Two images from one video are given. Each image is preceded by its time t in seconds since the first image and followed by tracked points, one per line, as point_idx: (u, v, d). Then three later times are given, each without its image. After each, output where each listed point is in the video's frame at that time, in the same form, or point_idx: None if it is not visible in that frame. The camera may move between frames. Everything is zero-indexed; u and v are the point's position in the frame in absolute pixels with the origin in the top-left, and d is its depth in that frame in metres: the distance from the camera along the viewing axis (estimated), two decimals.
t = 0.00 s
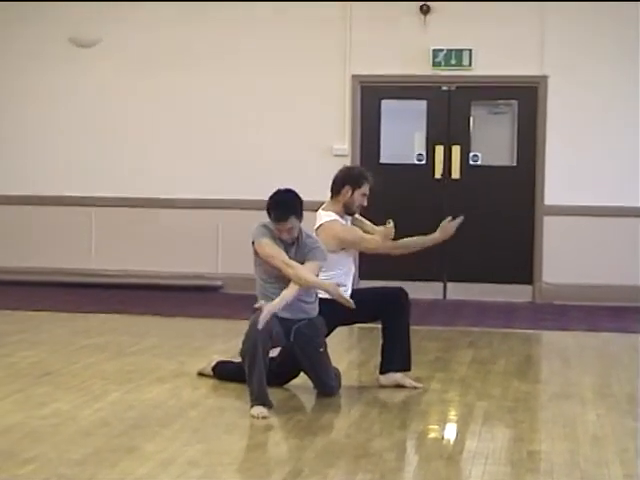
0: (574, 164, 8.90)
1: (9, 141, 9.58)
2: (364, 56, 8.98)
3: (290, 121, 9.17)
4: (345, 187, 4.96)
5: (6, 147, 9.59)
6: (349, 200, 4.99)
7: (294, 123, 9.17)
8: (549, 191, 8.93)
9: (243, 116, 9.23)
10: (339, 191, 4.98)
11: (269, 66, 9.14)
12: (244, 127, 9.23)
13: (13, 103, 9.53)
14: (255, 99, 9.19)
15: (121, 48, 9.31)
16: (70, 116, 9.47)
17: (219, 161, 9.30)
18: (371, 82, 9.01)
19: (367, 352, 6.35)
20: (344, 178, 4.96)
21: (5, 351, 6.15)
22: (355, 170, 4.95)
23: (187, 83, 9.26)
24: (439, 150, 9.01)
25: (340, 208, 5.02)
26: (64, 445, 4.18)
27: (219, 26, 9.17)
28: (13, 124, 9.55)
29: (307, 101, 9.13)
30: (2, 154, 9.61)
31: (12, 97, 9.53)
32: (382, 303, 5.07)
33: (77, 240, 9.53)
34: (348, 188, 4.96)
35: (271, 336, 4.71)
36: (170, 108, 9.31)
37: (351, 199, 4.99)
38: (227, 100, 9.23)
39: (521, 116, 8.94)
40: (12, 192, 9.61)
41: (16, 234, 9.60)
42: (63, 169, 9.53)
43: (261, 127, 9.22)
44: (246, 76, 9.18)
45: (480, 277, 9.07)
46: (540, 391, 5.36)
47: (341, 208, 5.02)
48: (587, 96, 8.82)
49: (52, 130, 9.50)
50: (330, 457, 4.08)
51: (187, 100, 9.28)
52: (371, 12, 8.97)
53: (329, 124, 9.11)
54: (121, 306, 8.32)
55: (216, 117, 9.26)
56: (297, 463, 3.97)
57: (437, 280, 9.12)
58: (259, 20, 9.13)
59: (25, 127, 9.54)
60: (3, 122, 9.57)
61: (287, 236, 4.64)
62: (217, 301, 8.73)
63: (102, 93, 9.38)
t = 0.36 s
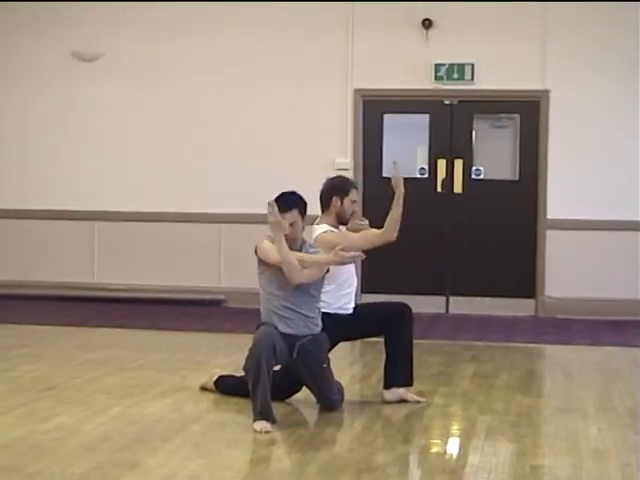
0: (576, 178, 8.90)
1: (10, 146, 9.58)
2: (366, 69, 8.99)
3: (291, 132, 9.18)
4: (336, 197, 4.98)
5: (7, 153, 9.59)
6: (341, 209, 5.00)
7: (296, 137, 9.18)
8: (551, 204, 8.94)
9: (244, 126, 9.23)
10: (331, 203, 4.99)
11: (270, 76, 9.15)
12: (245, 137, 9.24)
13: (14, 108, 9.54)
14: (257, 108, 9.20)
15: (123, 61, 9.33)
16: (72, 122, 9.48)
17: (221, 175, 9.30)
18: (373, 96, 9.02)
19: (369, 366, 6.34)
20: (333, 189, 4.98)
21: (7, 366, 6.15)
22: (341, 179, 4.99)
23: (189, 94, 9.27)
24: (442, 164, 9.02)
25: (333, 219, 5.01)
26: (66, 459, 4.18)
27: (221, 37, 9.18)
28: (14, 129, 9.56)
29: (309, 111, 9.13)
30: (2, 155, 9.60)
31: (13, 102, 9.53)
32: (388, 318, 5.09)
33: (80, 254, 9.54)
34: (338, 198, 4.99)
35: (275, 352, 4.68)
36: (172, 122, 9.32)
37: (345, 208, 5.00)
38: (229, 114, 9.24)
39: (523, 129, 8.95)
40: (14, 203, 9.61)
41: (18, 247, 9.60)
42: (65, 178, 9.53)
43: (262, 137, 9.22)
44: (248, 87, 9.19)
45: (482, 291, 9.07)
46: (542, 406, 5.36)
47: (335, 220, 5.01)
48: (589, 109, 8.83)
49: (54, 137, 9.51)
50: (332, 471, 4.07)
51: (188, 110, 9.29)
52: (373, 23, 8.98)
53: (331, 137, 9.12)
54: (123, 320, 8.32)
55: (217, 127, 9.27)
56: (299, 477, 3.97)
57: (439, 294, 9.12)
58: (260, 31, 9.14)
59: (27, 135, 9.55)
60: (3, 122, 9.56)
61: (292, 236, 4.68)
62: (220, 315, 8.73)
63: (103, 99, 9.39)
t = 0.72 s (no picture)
0: (580, 195, 8.91)
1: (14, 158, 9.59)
2: (369, 86, 9.02)
3: (295, 147, 9.19)
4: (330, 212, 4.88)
5: (11, 166, 9.60)
6: (337, 224, 4.89)
7: (299, 152, 9.19)
8: (554, 221, 8.95)
9: (248, 141, 9.24)
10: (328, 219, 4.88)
11: (274, 90, 9.17)
12: (249, 152, 9.25)
13: (18, 119, 9.56)
14: (261, 122, 9.22)
15: (128, 75, 9.35)
16: (76, 134, 9.49)
17: (225, 190, 9.32)
18: (377, 112, 9.04)
19: (372, 382, 6.34)
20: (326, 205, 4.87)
21: (10, 380, 6.15)
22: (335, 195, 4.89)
23: (193, 108, 9.29)
24: (445, 181, 9.03)
25: (329, 234, 4.89)
26: (69, 474, 4.18)
27: (225, 52, 9.21)
28: (17, 141, 9.57)
29: (313, 126, 9.15)
30: (5, 167, 9.61)
31: (18, 113, 9.55)
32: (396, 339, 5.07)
33: (83, 268, 9.54)
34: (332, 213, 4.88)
35: (277, 369, 4.69)
36: (176, 137, 9.33)
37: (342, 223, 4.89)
38: (233, 130, 9.26)
39: (526, 146, 8.95)
40: (17, 216, 9.62)
41: (21, 262, 9.61)
42: (68, 191, 9.54)
43: (266, 153, 9.23)
44: (252, 101, 9.21)
45: (485, 307, 9.07)
46: (545, 423, 5.36)
47: (332, 235, 4.88)
48: (593, 127, 8.84)
49: (58, 149, 9.53)
50: None
51: (192, 125, 9.30)
52: (377, 39, 9.00)
53: (335, 154, 9.13)
54: (126, 334, 8.33)
55: (221, 141, 9.28)
56: None
57: (442, 310, 9.12)
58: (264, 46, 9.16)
59: (32, 148, 9.56)
60: (7, 139, 9.59)
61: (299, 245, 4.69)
62: (223, 330, 8.73)
63: (108, 112, 9.41)
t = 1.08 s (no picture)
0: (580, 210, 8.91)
1: (14, 171, 9.59)
2: (369, 100, 9.02)
3: (295, 161, 9.19)
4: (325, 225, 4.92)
5: (11, 179, 9.60)
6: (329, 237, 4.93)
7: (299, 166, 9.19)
8: (554, 236, 8.94)
9: (249, 156, 9.24)
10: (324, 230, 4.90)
11: (274, 105, 9.18)
12: (249, 166, 9.25)
13: (19, 133, 9.56)
14: (261, 137, 9.22)
15: (128, 90, 9.36)
16: (77, 147, 9.50)
17: (226, 205, 9.31)
18: (377, 127, 9.04)
19: (372, 397, 6.33)
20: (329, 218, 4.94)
21: (9, 394, 6.14)
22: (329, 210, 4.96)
23: (193, 122, 9.29)
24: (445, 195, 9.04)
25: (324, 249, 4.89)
26: None
27: (226, 66, 9.21)
28: (18, 155, 9.57)
29: (313, 140, 9.15)
30: (5, 181, 9.61)
31: (18, 126, 9.55)
32: (398, 353, 5.06)
33: (83, 282, 9.54)
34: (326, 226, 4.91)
35: (276, 384, 4.67)
36: (176, 151, 9.34)
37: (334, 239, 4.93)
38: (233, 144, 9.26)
39: (527, 160, 8.96)
40: (17, 230, 9.62)
41: (21, 275, 9.60)
42: (68, 205, 9.54)
43: (266, 167, 9.24)
44: (252, 116, 9.22)
45: (485, 322, 9.06)
46: (546, 438, 5.35)
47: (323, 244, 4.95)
48: (593, 143, 8.84)
49: (59, 163, 9.53)
50: None
51: (192, 140, 9.31)
52: (377, 53, 9.00)
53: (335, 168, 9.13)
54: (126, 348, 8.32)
55: (221, 155, 9.28)
56: None
57: (442, 325, 9.11)
58: (264, 60, 9.17)
59: (32, 162, 9.56)
60: (7, 152, 9.59)
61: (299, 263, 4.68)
62: (223, 345, 8.72)
63: (108, 126, 9.42)
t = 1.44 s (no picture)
0: (580, 213, 8.92)
1: (15, 175, 9.60)
2: (369, 103, 9.03)
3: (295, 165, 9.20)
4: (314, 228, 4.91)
5: (12, 182, 9.60)
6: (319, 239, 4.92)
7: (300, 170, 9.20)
8: (555, 238, 8.94)
9: (249, 160, 9.25)
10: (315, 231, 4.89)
11: (275, 109, 9.19)
12: (249, 170, 9.26)
13: (19, 137, 9.56)
14: (261, 141, 9.23)
15: (129, 94, 9.37)
16: (77, 152, 9.50)
17: (226, 208, 9.32)
18: (378, 130, 9.05)
19: (373, 400, 6.34)
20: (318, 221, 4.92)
21: (10, 399, 6.15)
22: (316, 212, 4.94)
23: (193, 126, 9.30)
24: (445, 198, 9.04)
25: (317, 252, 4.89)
26: None
27: (226, 70, 9.22)
28: (18, 160, 9.58)
29: (312, 144, 9.16)
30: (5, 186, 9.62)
31: (18, 132, 9.56)
32: (400, 357, 5.07)
33: (83, 287, 9.54)
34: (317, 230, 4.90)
35: (275, 387, 4.68)
36: (177, 155, 9.35)
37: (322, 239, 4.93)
38: (233, 148, 9.27)
39: (526, 163, 8.96)
40: (17, 235, 9.63)
41: (21, 280, 9.60)
42: (68, 209, 9.55)
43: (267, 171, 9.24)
44: (251, 121, 9.23)
45: (485, 325, 9.07)
46: (546, 440, 5.36)
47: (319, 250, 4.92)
48: (593, 146, 8.85)
49: (59, 168, 9.53)
50: None
51: (192, 144, 9.32)
52: (377, 57, 9.01)
53: (335, 171, 9.14)
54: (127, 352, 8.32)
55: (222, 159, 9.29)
56: None
57: (443, 328, 9.12)
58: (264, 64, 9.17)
59: (33, 167, 9.57)
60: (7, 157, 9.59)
61: (295, 268, 4.70)
62: (223, 348, 8.73)
63: (109, 131, 9.42)
